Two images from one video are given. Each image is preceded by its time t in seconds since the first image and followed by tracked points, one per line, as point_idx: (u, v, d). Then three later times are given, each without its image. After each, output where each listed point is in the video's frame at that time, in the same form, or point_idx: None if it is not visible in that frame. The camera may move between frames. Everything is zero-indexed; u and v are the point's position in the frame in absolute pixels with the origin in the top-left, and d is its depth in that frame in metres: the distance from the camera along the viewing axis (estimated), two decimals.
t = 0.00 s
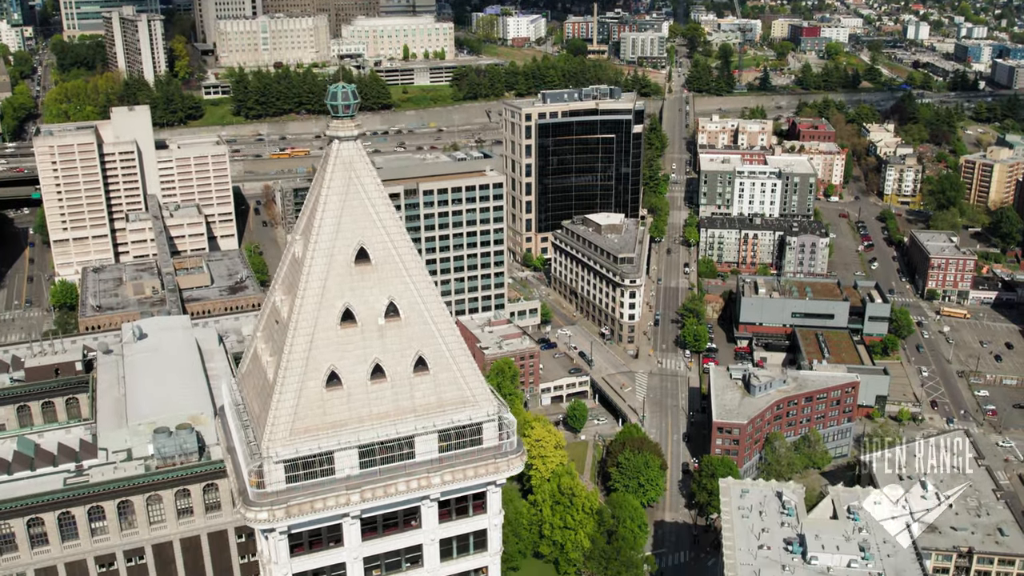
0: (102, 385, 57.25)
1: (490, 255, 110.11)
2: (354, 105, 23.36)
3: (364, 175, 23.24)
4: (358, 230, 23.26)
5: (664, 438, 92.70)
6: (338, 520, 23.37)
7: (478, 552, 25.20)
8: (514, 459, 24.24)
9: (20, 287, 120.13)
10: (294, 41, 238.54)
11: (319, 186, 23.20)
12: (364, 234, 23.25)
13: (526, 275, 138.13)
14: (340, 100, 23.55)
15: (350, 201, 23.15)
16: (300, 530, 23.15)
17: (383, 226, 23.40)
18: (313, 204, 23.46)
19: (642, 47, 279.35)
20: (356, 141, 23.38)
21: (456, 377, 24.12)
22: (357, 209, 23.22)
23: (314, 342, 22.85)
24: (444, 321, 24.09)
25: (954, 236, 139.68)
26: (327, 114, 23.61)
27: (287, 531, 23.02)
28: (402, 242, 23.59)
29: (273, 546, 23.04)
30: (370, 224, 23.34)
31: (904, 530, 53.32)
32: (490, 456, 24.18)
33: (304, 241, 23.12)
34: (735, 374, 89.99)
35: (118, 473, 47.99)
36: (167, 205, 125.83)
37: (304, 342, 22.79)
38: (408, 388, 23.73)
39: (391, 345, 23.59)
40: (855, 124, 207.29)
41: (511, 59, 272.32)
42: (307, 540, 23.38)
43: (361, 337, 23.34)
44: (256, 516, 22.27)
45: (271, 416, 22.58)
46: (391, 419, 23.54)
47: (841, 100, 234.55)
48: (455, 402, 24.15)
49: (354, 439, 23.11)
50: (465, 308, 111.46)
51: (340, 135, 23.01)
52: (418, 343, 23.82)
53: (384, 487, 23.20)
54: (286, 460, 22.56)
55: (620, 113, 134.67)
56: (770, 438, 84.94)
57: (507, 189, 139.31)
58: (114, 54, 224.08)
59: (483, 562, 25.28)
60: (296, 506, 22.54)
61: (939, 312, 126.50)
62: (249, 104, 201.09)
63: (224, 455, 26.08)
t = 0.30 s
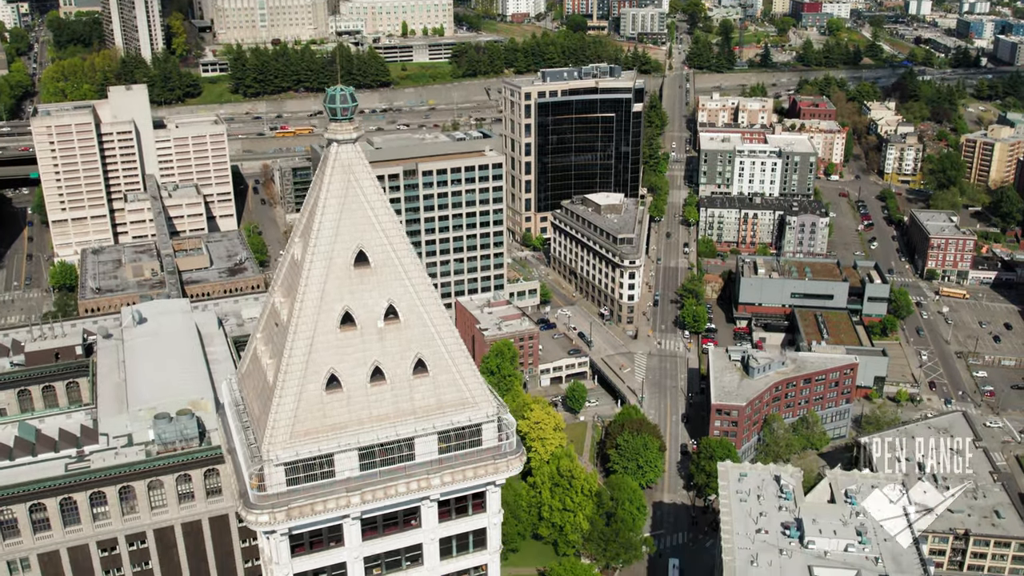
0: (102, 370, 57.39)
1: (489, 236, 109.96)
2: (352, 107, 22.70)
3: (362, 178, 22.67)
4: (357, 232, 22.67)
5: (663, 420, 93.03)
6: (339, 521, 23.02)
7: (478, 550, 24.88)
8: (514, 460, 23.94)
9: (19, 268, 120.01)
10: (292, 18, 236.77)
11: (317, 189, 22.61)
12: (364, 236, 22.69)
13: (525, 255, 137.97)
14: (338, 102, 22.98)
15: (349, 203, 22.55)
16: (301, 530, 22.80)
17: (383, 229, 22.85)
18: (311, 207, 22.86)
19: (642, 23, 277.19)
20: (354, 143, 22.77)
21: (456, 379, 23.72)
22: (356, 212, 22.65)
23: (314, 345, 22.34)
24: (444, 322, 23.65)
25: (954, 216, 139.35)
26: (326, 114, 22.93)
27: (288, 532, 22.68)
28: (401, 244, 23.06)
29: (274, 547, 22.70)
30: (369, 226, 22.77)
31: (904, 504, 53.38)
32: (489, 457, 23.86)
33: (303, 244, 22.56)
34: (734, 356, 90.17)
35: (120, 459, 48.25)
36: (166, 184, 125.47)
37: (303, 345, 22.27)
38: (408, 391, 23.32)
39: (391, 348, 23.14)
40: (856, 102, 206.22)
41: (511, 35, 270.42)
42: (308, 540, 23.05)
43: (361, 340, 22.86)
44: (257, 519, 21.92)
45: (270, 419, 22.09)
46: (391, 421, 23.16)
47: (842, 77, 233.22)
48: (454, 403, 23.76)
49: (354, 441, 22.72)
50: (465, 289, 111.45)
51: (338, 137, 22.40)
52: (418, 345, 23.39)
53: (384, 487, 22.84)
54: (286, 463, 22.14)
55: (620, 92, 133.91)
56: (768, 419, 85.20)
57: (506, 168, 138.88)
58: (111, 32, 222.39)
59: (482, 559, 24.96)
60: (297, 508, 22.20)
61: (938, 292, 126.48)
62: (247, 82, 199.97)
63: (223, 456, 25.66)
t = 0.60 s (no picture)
0: (102, 354, 57.51)
1: (489, 217, 109.87)
2: (351, 108, 22.19)
3: (361, 180, 22.17)
4: (357, 235, 22.22)
5: (662, 401, 93.38)
6: (339, 520, 22.78)
7: (477, 547, 24.73)
8: (513, 460, 23.66)
9: (18, 248, 119.82)
10: None
11: (316, 191, 22.16)
12: (363, 238, 22.23)
13: (524, 234, 137.80)
14: (336, 104, 22.43)
15: (348, 207, 22.08)
16: (302, 531, 22.49)
17: (382, 231, 22.37)
18: (311, 209, 22.41)
19: None
20: (354, 146, 22.25)
21: (456, 380, 23.34)
22: (355, 214, 22.19)
23: (314, 347, 21.96)
24: (444, 323, 23.22)
25: (954, 196, 138.98)
26: (324, 115, 22.42)
27: (289, 532, 22.35)
28: (401, 246, 22.61)
29: (275, 547, 22.39)
30: (369, 229, 22.29)
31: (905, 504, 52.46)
32: (488, 458, 23.58)
33: (302, 246, 22.12)
34: (732, 337, 90.35)
35: (121, 445, 48.51)
36: (164, 164, 125.11)
37: (303, 347, 21.88)
38: (408, 393, 22.96)
39: (390, 350, 22.75)
40: (857, 80, 204.96)
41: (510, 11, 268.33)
42: (309, 539, 22.78)
43: (360, 342, 22.46)
44: (259, 521, 21.67)
45: (270, 421, 21.75)
46: (391, 423, 22.80)
47: (843, 54, 231.69)
48: (454, 405, 23.39)
49: (355, 442, 22.39)
50: (464, 269, 111.36)
51: (337, 140, 21.87)
52: (418, 348, 23.00)
53: (384, 489, 22.66)
54: (287, 465, 21.80)
55: (620, 71, 133.01)
56: (767, 401, 85.51)
57: (506, 147, 138.44)
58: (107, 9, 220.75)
59: (482, 556, 24.82)
60: (298, 510, 21.91)
61: (938, 272, 126.46)
62: (245, 60, 198.71)
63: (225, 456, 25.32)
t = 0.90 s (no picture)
0: (103, 339, 57.65)
1: (488, 197, 109.66)
2: (350, 111, 21.79)
3: (361, 183, 21.80)
4: (357, 237, 21.89)
5: (661, 382, 93.67)
6: (340, 520, 22.54)
7: (477, 544, 24.41)
8: (513, 459, 23.38)
9: (18, 230, 119.50)
10: None
11: (315, 195, 21.81)
12: (363, 241, 21.91)
13: (523, 214, 137.58)
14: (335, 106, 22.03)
15: (348, 209, 21.73)
16: (303, 530, 22.26)
17: (382, 234, 22.04)
18: (310, 211, 22.07)
19: None
20: (353, 149, 21.87)
21: (456, 380, 23.07)
22: (356, 217, 21.84)
23: (314, 349, 21.70)
24: (444, 325, 22.94)
25: (955, 175, 138.57)
26: (323, 118, 22.05)
27: (291, 532, 22.12)
28: (401, 248, 22.29)
29: (277, 546, 22.17)
30: (369, 231, 21.96)
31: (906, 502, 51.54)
32: (487, 457, 23.32)
33: (302, 249, 21.80)
34: (731, 319, 90.52)
35: (122, 430, 48.71)
36: (163, 144, 124.59)
37: (303, 349, 21.63)
38: (408, 394, 22.73)
39: (390, 351, 22.50)
40: (858, 58, 203.59)
41: None
42: (310, 538, 22.56)
43: (360, 344, 22.22)
44: (261, 522, 21.47)
45: (271, 423, 21.53)
46: (392, 424, 22.56)
47: (844, 32, 230.08)
48: (453, 405, 23.13)
49: (355, 443, 22.17)
50: (464, 250, 111.31)
51: (336, 143, 21.48)
52: (418, 349, 22.73)
53: (384, 489, 22.44)
54: (289, 466, 21.60)
55: (619, 49, 132.17)
56: (765, 382, 85.90)
57: (506, 126, 138.16)
58: None
59: (482, 553, 24.47)
60: (299, 511, 21.72)
61: (938, 253, 126.38)
62: (243, 38, 197.55)
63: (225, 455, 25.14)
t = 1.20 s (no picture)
0: (103, 323, 57.81)
1: (488, 177, 109.46)
2: (350, 112, 21.64)
3: (361, 185, 21.68)
4: (356, 239, 21.77)
5: (660, 364, 94.01)
6: (342, 517, 22.12)
7: (478, 540, 24.03)
8: (513, 458, 23.17)
9: (17, 210, 119.20)
10: None
11: (315, 198, 21.69)
12: (363, 243, 21.79)
13: (523, 194, 137.32)
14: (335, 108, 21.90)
15: (347, 212, 21.63)
16: (305, 528, 21.89)
17: (382, 236, 21.93)
18: (310, 213, 21.98)
19: None
20: (353, 152, 21.78)
21: (456, 380, 22.89)
22: (356, 219, 21.71)
23: (315, 351, 21.57)
24: (444, 326, 22.78)
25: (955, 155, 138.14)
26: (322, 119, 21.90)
27: (292, 530, 21.76)
28: (401, 250, 22.15)
29: (279, 544, 21.79)
30: (368, 234, 21.83)
31: (908, 502, 50.13)
32: (487, 455, 23.07)
33: (303, 251, 21.67)
34: (730, 300, 90.65)
35: (124, 415, 48.93)
36: (161, 124, 124.07)
37: (304, 351, 21.50)
38: (408, 395, 22.57)
39: (390, 353, 22.36)
40: (860, 35, 202.20)
41: None
42: (312, 536, 22.17)
43: (361, 346, 22.06)
44: (262, 522, 21.16)
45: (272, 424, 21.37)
46: (392, 424, 22.39)
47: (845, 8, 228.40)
48: (453, 404, 22.93)
49: (356, 444, 22.01)
50: (463, 231, 111.24)
51: (336, 145, 21.38)
52: (418, 350, 22.57)
53: (385, 489, 22.11)
54: (290, 467, 21.42)
55: (620, 27, 131.18)
56: (764, 364, 86.20)
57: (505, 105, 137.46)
58: None
59: (482, 549, 24.08)
60: (301, 510, 21.37)
61: (937, 233, 126.24)
62: (241, 15, 196.14)
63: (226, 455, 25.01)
